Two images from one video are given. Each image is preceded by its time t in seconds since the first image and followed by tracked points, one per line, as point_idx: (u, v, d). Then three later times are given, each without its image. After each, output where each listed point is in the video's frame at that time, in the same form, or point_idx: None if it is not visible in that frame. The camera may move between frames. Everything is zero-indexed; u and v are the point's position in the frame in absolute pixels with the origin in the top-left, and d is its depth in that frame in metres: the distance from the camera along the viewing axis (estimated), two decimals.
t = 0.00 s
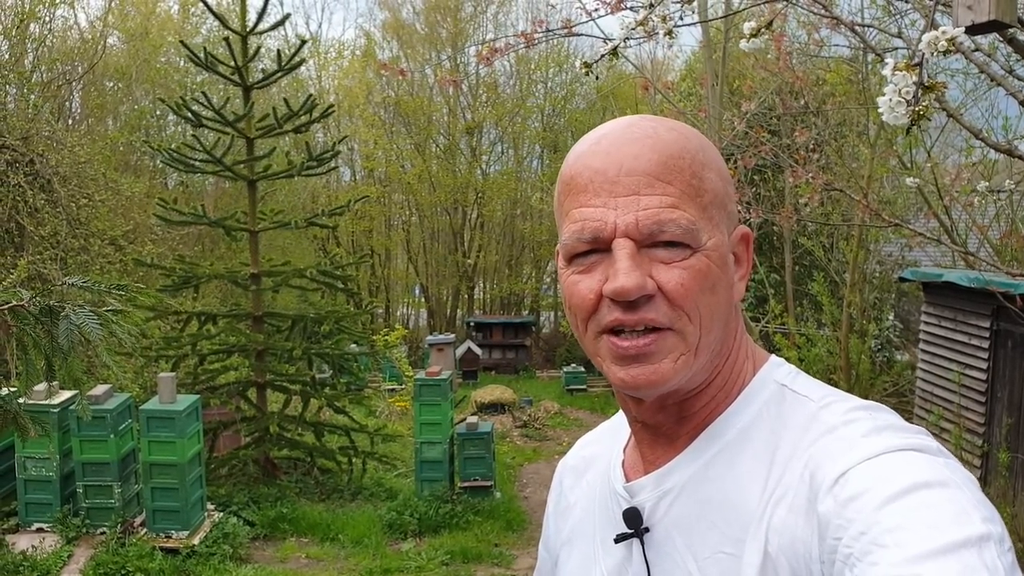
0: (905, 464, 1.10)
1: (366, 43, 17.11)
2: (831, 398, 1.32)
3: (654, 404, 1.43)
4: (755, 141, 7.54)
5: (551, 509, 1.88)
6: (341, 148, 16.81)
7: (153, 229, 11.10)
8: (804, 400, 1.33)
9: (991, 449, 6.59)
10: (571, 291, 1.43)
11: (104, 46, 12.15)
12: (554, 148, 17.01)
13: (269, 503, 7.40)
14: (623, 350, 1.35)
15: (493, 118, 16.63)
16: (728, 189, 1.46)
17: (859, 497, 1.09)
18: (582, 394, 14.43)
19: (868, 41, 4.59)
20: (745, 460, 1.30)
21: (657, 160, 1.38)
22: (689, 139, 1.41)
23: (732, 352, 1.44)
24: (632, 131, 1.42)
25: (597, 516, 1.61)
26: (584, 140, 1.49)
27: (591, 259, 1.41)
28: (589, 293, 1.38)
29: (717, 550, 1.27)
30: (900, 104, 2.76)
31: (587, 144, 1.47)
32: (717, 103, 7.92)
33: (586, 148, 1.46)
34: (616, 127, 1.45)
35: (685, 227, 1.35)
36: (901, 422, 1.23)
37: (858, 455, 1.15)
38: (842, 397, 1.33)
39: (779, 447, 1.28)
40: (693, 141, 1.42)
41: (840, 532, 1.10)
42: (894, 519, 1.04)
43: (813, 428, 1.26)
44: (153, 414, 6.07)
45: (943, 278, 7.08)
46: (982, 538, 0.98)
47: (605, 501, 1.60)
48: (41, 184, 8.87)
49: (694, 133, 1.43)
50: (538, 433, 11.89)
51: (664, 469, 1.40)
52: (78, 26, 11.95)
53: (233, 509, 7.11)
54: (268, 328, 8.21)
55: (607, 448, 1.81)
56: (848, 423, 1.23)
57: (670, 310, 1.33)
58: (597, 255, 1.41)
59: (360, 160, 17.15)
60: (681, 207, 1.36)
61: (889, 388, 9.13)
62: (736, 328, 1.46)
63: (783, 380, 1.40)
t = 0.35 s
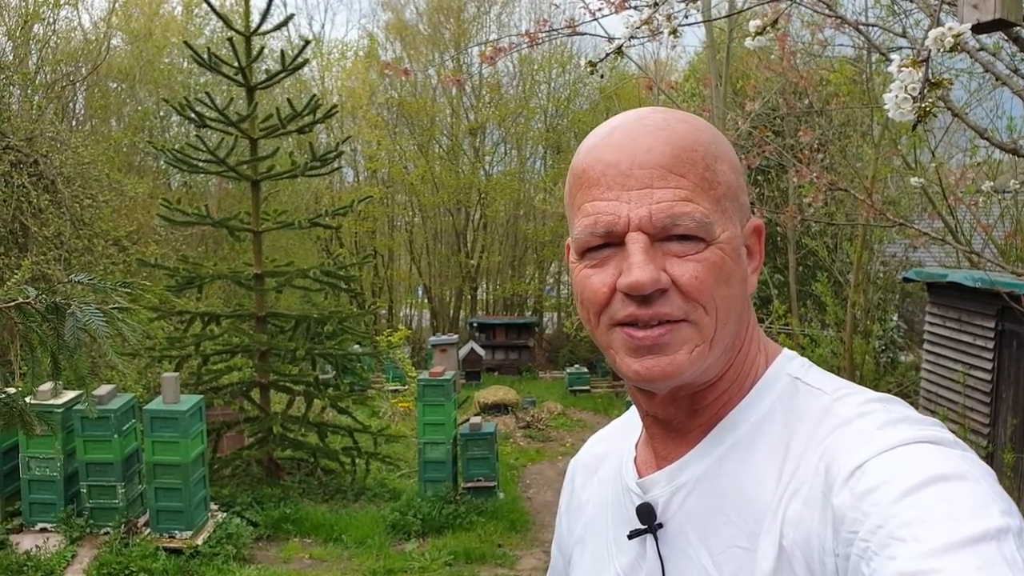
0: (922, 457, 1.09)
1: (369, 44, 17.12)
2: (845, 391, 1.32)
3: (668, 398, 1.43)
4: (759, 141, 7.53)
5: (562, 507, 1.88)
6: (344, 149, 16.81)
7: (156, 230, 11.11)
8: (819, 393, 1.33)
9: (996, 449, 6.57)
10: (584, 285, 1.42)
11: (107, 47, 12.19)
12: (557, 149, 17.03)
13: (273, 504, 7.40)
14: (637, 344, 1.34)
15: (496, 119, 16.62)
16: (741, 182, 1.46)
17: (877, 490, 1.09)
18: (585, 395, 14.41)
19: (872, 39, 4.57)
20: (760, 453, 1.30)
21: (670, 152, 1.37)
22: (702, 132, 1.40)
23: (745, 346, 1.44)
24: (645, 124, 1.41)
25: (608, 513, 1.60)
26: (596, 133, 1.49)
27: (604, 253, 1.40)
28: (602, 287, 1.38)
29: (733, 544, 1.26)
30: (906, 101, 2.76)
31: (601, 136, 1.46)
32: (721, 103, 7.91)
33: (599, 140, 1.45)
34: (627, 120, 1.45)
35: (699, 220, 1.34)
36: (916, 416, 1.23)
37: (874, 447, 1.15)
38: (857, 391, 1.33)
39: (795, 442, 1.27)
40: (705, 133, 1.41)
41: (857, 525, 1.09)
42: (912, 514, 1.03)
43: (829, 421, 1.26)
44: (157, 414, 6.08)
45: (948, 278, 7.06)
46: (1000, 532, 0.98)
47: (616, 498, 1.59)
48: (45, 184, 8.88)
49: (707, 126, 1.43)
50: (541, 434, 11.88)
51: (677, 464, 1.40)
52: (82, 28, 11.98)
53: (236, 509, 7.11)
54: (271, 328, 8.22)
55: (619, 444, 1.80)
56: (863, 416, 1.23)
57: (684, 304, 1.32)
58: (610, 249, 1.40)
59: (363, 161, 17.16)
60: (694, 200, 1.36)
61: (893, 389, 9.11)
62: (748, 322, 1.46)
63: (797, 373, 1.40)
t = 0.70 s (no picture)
0: (919, 461, 1.09)
1: (371, 45, 17.15)
2: (839, 397, 1.33)
3: (662, 411, 1.42)
4: (761, 142, 7.52)
5: (561, 524, 1.87)
6: (346, 150, 16.84)
7: (159, 231, 11.14)
8: (815, 401, 1.34)
9: (997, 451, 6.56)
10: (575, 298, 1.42)
11: (110, 49, 12.29)
12: (559, 150, 17.04)
13: (274, 505, 7.40)
14: (626, 361, 1.33)
15: (498, 120, 16.61)
16: (734, 193, 1.46)
17: (874, 497, 1.09)
18: (587, 396, 14.39)
19: (871, 40, 4.57)
20: (757, 465, 1.30)
21: (660, 166, 1.37)
22: (693, 142, 1.40)
23: (739, 356, 1.44)
24: (633, 137, 1.41)
25: (607, 529, 1.60)
26: (584, 145, 1.48)
27: (595, 266, 1.40)
28: (593, 302, 1.37)
29: (734, 555, 1.26)
30: (903, 103, 2.74)
31: (590, 148, 1.46)
32: (722, 104, 7.91)
33: (588, 153, 1.45)
34: (615, 132, 1.44)
35: (689, 235, 1.34)
36: (911, 420, 1.23)
37: (869, 455, 1.14)
38: (851, 397, 1.33)
39: (791, 452, 1.27)
40: (697, 144, 1.41)
41: (855, 533, 1.09)
42: (907, 521, 1.03)
43: (824, 428, 1.26)
44: (158, 416, 6.09)
45: (949, 279, 7.04)
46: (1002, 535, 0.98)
47: (616, 514, 1.59)
48: (47, 185, 8.92)
49: (696, 136, 1.43)
50: (543, 435, 11.87)
51: (675, 476, 1.39)
52: (86, 29, 12.04)
53: (237, 510, 7.12)
54: (272, 329, 8.22)
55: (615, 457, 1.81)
56: (859, 422, 1.24)
57: (672, 321, 1.32)
58: (602, 262, 1.39)
59: (365, 162, 17.19)
60: (684, 213, 1.35)
61: (895, 391, 9.09)
62: (742, 333, 1.46)
63: (791, 381, 1.40)
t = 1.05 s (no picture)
0: (924, 455, 1.12)
1: (373, 45, 17.16)
2: (844, 391, 1.37)
3: (670, 396, 1.44)
4: (762, 142, 7.53)
5: (545, 502, 1.88)
6: (348, 150, 16.85)
7: (161, 231, 11.16)
8: (820, 393, 1.37)
9: (998, 451, 6.56)
10: (596, 278, 1.44)
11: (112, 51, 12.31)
12: (561, 151, 17.04)
13: (275, 504, 7.41)
14: (643, 343, 1.36)
15: (499, 121, 16.61)
16: (761, 186, 1.47)
17: (878, 487, 1.12)
18: (588, 396, 14.39)
19: (871, 40, 4.56)
20: (762, 454, 1.33)
21: (696, 151, 1.37)
22: (729, 132, 1.41)
23: (751, 347, 1.46)
24: (673, 119, 1.41)
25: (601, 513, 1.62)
26: (619, 121, 1.49)
27: (620, 246, 1.41)
28: (615, 282, 1.39)
29: (735, 540, 1.30)
30: (897, 99, 2.75)
31: (627, 125, 1.46)
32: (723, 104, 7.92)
33: (625, 129, 1.45)
34: (654, 111, 1.45)
35: (719, 223, 1.35)
36: (913, 414, 1.27)
37: (875, 446, 1.18)
38: (853, 390, 1.37)
39: (798, 442, 1.30)
40: (732, 135, 1.41)
41: (857, 521, 1.13)
42: (910, 511, 1.06)
43: (831, 419, 1.30)
44: (159, 415, 6.10)
45: (950, 279, 7.04)
46: (1003, 529, 1.01)
47: (611, 498, 1.60)
48: (49, 186, 8.95)
49: (732, 125, 1.43)
50: (544, 435, 11.88)
51: (680, 460, 1.42)
52: (88, 30, 12.09)
53: (238, 509, 7.13)
54: (274, 329, 8.21)
55: (603, 439, 1.82)
56: (863, 415, 1.27)
57: (696, 308, 1.33)
58: (626, 243, 1.41)
59: (367, 163, 17.21)
60: (716, 202, 1.36)
61: (896, 391, 9.09)
62: (754, 324, 1.48)
63: (797, 373, 1.44)
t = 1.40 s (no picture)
0: (935, 456, 1.13)
1: (375, 46, 17.16)
2: (855, 388, 1.36)
3: (678, 404, 1.44)
4: (763, 143, 7.52)
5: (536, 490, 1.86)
6: (350, 152, 16.87)
7: (163, 231, 11.17)
8: (830, 388, 1.37)
9: (1001, 452, 6.54)
10: (585, 306, 1.42)
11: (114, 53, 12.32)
12: (563, 152, 17.05)
13: (276, 505, 7.40)
14: (644, 361, 1.35)
15: (502, 122, 16.59)
16: (728, 180, 1.49)
17: (887, 485, 1.12)
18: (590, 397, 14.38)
19: (873, 41, 4.54)
20: (772, 450, 1.34)
21: (652, 164, 1.39)
22: (681, 137, 1.42)
23: (751, 344, 1.47)
24: (622, 138, 1.42)
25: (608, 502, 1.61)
26: (573, 151, 1.49)
27: (601, 271, 1.41)
28: (604, 306, 1.38)
29: (746, 534, 1.31)
30: (902, 98, 2.75)
31: (582, 151, 1.46)
32: (725, 105, 7.92)
33: (581, 157, 1.45)
34: (604, 135, 1.45)
35: (690, 228, 1.37)
36: (928, 415, 1.26)
37: (885, 444, 1.18)
38: (866, 388, 1.36)
39: (804, 439, 1.31)
40: (684, 137, 1.43)
41: (865, 518, 1.13)
42: (920, 508, 1.07)
43: (841, 417, 1.30)
44: (161, 415, 6.11)
45: (952, 280, 7.02)
46: (1011, 528, 1.01)
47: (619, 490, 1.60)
48: (52, 186, 8.97)
49: (681, 127, 1.45)
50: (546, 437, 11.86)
51: (689, 456, 1.43)
52: (91, 31, 12.12)
53: (240, 510, 7.12)
54: (276, 329, 8.19)
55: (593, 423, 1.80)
56: (874, 413, 1.27)
57: (687, 316, 1.34)
58: (606, 266, 1.40)
59: (369, 164, 17.21)
60: (683, 208, 1.38)
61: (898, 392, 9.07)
62: (751, 320, 1.49)
63: (808, 368, 1.43)
